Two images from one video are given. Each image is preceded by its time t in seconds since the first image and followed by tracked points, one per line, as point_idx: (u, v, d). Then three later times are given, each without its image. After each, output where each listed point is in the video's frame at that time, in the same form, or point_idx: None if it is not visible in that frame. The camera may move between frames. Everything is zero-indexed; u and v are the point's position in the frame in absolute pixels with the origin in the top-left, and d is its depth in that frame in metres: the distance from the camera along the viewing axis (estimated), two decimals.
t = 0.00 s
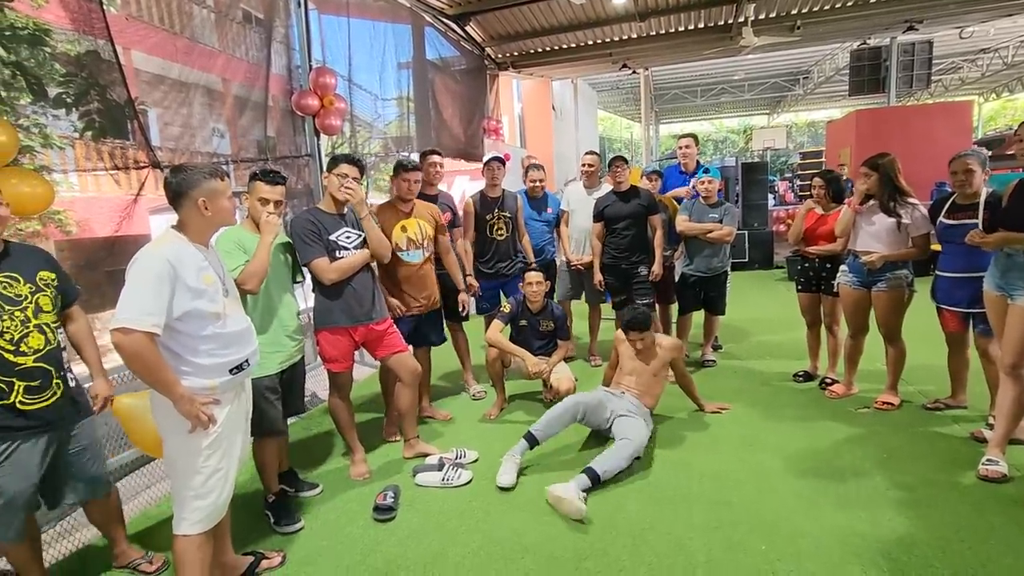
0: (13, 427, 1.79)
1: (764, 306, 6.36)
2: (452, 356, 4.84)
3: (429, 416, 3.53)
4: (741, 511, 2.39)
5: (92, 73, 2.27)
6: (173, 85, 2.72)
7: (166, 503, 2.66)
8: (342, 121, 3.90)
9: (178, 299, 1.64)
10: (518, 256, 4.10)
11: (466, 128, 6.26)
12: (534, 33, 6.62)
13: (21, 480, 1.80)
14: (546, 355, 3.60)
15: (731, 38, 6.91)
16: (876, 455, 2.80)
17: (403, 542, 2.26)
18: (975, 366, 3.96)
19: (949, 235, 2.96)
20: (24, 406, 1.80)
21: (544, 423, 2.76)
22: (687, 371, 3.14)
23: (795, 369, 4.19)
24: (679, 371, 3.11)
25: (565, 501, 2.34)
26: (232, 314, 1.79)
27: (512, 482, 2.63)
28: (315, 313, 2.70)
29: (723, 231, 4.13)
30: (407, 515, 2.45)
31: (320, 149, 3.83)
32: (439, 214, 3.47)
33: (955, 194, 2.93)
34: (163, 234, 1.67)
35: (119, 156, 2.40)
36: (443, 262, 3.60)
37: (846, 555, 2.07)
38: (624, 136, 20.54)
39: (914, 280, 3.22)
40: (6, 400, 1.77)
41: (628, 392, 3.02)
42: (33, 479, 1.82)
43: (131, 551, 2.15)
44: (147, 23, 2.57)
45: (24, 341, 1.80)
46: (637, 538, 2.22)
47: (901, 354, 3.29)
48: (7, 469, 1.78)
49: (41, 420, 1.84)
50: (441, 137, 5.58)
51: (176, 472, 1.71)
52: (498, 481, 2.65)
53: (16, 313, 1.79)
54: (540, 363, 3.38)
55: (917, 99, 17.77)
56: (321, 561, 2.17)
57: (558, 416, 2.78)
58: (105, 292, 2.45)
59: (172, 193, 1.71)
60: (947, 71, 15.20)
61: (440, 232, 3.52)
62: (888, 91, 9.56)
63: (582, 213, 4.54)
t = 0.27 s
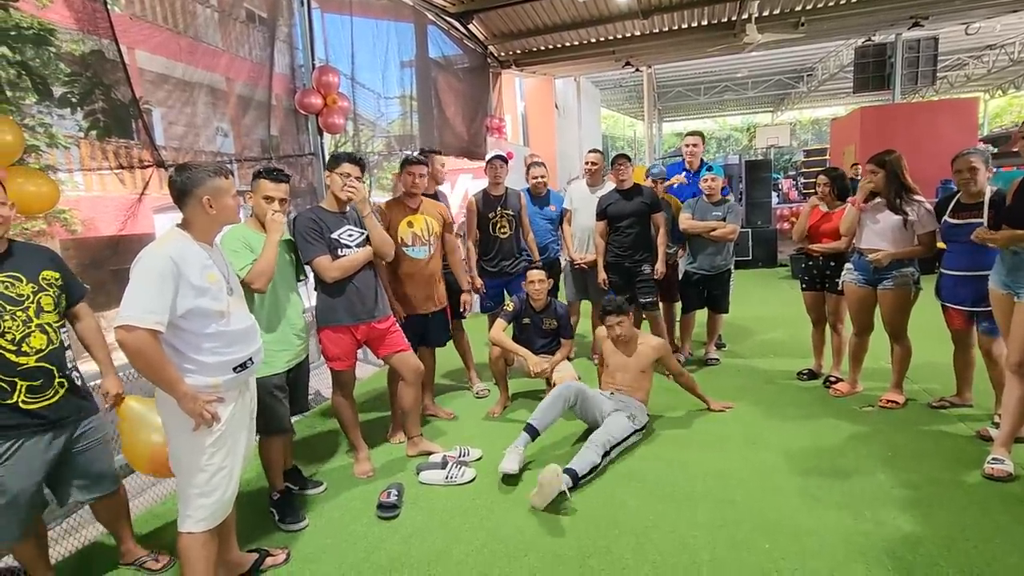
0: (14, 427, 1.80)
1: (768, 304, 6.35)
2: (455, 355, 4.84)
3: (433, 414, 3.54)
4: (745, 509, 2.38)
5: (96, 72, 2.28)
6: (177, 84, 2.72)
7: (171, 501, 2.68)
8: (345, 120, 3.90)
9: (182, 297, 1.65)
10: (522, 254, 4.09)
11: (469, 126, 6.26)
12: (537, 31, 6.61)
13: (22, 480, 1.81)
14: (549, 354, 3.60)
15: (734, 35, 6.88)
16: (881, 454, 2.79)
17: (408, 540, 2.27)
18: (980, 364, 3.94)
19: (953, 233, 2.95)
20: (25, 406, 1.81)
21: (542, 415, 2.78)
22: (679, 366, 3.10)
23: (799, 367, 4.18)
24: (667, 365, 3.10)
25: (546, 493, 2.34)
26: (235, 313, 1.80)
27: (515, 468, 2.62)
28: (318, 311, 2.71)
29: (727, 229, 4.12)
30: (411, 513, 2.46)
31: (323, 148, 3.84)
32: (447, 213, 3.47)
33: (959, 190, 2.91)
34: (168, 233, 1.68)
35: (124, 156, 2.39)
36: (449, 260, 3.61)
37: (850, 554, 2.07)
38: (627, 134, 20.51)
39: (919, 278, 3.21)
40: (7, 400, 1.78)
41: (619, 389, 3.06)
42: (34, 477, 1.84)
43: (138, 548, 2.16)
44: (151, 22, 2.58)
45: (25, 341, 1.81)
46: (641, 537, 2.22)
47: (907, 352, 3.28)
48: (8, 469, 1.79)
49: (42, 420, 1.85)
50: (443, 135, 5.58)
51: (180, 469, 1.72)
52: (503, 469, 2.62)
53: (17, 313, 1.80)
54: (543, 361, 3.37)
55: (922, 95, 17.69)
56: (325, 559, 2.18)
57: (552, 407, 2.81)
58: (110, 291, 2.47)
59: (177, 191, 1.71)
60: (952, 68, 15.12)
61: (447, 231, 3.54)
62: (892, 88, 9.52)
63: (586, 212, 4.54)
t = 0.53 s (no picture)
0: (24, 424, 1.81)
1: (772, 303, 6.33)
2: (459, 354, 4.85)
3: (436, 413, 3.55)
4: (749, 508, 2.38)
5: (101, 72, 2.29)
6: (182, 84, 2.73)
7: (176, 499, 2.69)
8: (349, 119, 3.91)
9: (187, 296, 1.65)
10: (526, 253, 4.08)
11: (472, 125, 6.26)
12: (540, 29, 6.60)
13: (33, 476, 1.82)
14: (553, 353, 3.59)
15: (738, 32, 6.86)
16: (885, 454, 2.78)
17: (411, 538, 2.27)
18: (986, 363, 3.92)
19: (958, 233, 2.95)
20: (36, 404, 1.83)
21: (545, 404, 2.78)
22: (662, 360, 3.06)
23: (803, 366, 4.17)
24: (651, 358, 3.07)
25: (531, 488, 2.38)
26: (239, 311, 1.81)
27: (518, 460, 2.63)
28: (320, 309, 2.72)
29: (730, 228, 4.10)
30: (415, 512, 2.46)
31: (327, 147, 3.84)
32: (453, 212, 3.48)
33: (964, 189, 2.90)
34: (172, 232, 1.69)
35: (129, 155, 2.41)
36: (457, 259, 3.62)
37: (854, 554, 2.07)
38: (630, 133, 20.46)
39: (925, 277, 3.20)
40: (19, 397, 1.80)
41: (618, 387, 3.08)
42: (44, 474, 1.85)
43: (142, 545, 2.17)
44: (155, 22, 2.59)
45: (35, 339, 1.82)
46: (644, 536, 2.22)
47: (911, 351, 3.27)
48: (20, 465, 1.80)
49: (52, 417, 1.86)
50: (447, 134, 5.59)
51: (186, 468, 1.73)
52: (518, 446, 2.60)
53: (26, 312, 1.81)
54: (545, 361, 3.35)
55: (928, 93, 17.61)
56: (329, 557, 2.19)
57: (552, 393, 2.81)
58: (116, 290, 2.48)
59: (182, 190, 1.72)
60: (958, 64, 15.03)
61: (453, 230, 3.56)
62: (898, 86, 9.47)
63: (589, 211, 4.56)
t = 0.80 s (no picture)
0: (38, 420, 1.83)
1: (776, 302, 6.31)
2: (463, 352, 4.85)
3: (440, 412, 3.55)
4: (753, 508, 2.38)
5: (108, 71, 2.30)
6: (187, 83, 2.74)
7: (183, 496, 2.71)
8: (353, 118, 3.92)
9: (194, 294, 1.66)
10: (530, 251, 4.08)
11: (476, 124, 6.26)
12: (544, 28, 6.60)
13: (49, 471, 1.84)
14: (556, 352, 3.59)
15: (743, 30, 6.84)
16: (891, 453, 2.77)
17: (415, 536, 2.28)
18: (992, 363, 3.90)
19: (965, 232, 2.93)
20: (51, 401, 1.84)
21: (541, 405, 2.81)
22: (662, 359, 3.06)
23: (808, 365, 4.16)
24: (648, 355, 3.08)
25: (532, 486, 2.38)
26: (245, 309, 1.81)
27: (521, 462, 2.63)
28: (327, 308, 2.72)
29: (735, 226, 4.09)
30: (419, 510, 2.47)
31: (331, 145, 3.85)
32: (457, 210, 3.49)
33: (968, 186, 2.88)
34: (178, 230, 1.69)
35: (135, 154, 2.42)
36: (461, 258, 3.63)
37: (858, 553, 2.06)
38: (635, 131, 20.42)
39: (930, 276, 3.18)
40: (33, 393, 1.81)
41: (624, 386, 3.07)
42: (58, 469, 1.87)
43: (149, 541, 2.18)
44: (161, 22, 2.60)
45: (48, 335, 1.83)
46: (648, 534, 2.22)
47: (917, 350, 3.26)
48: (36, 460, 1.82)
49: (66, 413, 1.88)
50: (451, 133, 5.59)
51: (193, 464, 1.74)
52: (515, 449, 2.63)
53: (39, 309, 1.82)
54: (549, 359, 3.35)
55: (934, 91, 17.51)
56: (334, 554, 2.20)
57: (547, 393, 2.85)
58: (122, 289, 2.49)
59: (187, 188, 1.73)
60: (965, 62, 14.94)
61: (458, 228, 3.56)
62: (904, 84, 9.42)
63: (592, 211, 4.55)
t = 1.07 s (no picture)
0: (56, 415, 1.84)
1: (782, 302, 6.30)
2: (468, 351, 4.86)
3: (445, 410, 3.56)
4: (758, 508, 2.37)
5: (115, 71, 2.31)
6: (194, 82, 2.76)
7: (191, 492, 2.73)
8: (359, 117, 3.93)
9: (202, 292, 1.67)
10: (535, 251, 4.09)
11: (481, 123, 6.26)
12: (550, 27, 6.59)
13: (67, 465, 1.86)
14: (561, 351, 3.60)
15: (749, 29, 6.82)
16: (897, 454, 2.76)
17: (420, 534, 2.28)
18: (999, 364, 3.89)
19: (972, 232, 2.92)
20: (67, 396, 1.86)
21: (547, 407, 2.78)
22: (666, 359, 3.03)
23: (814, 366, 4.14)
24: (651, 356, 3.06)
25: (535, 486, 2.39)
26: (251, 307, 1.82)
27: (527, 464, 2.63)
28: (333, 307, 2.73)
29: (740, 226, 4.08)
30: (424, 508, 2.48)
31: (337, 144, 3.86)
32: (462, 209, 3.50)
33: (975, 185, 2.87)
34: (186, 229, 1.70)
35: (142, 153, 2.44)
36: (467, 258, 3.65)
37: (864, 554, 2.06)
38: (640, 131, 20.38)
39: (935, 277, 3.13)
40: (49, 388, 1.82)
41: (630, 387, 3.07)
42: (76, 463, 1.88)
43: (156, 538, 2.19)
44: (168, 22, 2.61)
45: (62, 331, 1.85)
46: (653, 534, 2.22)
47: (923, 350, 3.24)
48: (53, 454, 1.84)
49: (81, 408, 1.89)
50: (456, 132, 5.59)
51: (200, 461, 1.75)
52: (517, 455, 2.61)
53: (53, 305, 1.84)
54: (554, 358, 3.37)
55: (942, 90, 17.41)
56: (340, 551, 2.21)
57: (552, 393, 2.82)
58: (130, 287, 2.51)
59: (194, 186, 1.74)
60: (973, 61, 14.85)
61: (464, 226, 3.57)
62: (911, 84, 9.38)
63: (596, 210, 4.55)
